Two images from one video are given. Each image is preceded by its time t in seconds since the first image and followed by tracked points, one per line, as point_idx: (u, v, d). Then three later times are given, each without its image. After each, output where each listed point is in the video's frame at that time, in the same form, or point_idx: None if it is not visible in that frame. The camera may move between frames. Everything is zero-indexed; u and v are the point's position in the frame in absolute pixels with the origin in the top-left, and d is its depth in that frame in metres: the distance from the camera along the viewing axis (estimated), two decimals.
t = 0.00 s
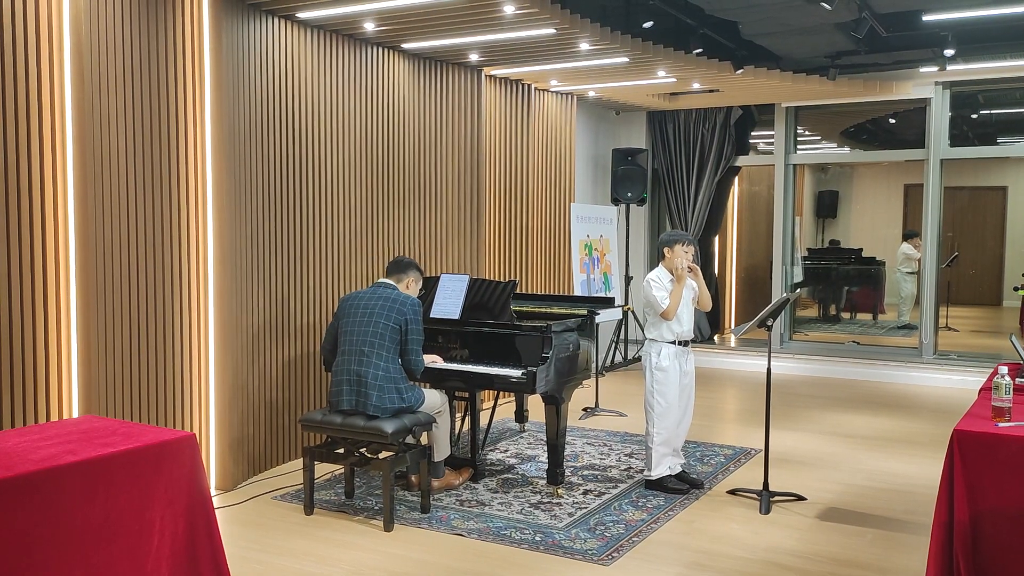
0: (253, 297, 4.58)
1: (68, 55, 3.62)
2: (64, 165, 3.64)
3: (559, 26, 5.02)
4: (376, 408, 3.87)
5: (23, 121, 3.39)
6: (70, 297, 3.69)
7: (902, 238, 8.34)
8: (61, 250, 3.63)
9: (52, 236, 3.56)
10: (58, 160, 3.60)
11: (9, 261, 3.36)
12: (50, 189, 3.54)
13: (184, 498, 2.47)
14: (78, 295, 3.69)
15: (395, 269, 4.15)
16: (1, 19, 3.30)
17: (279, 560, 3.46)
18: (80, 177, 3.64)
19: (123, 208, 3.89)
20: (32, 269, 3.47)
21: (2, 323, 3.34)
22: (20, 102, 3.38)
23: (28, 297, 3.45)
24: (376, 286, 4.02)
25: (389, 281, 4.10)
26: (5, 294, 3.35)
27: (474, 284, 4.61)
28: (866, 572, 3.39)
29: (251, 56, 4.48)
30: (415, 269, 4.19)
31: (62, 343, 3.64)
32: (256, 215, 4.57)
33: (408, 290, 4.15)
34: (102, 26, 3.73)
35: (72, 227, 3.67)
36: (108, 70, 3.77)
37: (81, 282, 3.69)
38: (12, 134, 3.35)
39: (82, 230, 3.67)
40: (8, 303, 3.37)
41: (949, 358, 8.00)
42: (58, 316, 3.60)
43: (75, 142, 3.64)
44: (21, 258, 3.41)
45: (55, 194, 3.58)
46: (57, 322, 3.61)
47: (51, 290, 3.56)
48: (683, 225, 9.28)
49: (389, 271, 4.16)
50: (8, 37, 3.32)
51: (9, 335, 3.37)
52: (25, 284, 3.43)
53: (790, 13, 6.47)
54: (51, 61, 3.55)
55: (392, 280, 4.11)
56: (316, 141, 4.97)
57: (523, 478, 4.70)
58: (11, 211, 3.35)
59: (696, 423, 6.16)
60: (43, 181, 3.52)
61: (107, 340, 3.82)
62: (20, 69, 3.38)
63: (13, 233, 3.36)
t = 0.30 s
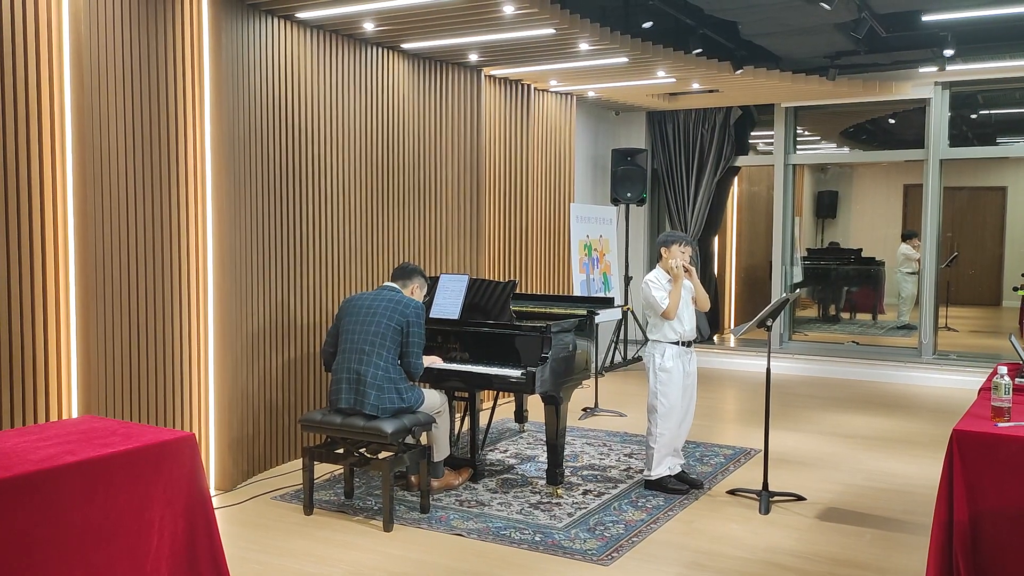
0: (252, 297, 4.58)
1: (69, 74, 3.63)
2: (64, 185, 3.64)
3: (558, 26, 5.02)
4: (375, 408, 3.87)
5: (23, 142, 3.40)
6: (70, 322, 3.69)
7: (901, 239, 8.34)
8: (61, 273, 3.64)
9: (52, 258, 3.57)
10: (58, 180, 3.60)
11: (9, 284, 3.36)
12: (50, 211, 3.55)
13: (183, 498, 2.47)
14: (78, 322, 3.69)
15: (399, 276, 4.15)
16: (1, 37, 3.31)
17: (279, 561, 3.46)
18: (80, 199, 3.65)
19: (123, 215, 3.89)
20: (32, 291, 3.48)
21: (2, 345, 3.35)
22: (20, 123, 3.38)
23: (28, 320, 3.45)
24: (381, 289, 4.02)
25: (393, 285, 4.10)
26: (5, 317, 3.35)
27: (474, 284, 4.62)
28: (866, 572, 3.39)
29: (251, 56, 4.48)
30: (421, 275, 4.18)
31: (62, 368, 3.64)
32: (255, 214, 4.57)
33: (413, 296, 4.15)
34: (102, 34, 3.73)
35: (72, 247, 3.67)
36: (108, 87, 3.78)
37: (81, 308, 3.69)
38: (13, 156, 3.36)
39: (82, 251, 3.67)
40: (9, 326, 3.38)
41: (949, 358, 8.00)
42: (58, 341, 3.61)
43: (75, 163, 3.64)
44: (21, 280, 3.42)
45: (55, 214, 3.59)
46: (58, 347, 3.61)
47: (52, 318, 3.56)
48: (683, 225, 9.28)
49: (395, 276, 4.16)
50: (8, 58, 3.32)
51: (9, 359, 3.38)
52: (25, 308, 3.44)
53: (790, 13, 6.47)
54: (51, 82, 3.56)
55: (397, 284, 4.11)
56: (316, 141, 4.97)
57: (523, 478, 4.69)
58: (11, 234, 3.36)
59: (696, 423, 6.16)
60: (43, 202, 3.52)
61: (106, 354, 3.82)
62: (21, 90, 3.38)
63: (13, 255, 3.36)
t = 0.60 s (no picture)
0: (253, 298, 4.58)
1: (69, 81, 3.63)
2: (64, 190, 3.65)
3: (558, 26, 5.02)
4: (376, 407, 3.87)
5: (23, 148, 3.40)
6: (69, 331, 3.69)
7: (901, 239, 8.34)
8: (61, 282, 3.64)
9: (52, 264, 3.57)
10: (58, 188, 3.60)
11: (8, 291, 3.36)
12: (50, 218, 3.55)
13: (183, 498, 2.47)
14: (78, 331, 3.69)
15: (398, 268, 4.11)
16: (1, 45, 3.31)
17: (279, 561, 3.46)
18: (80, 207, 3.65)
19: (123, 218, 3.89)
20: (32, 301, 3.48)
21: (2, 354, 3.35)
22: (20, 131, 3.39)
23: (28, 327, 3.45)
24: (380, 287, 4.02)
25: (393, 282, 4.08)
26: (5, 323, 3.36)
27: (474, 284, 4.61)
28: (865, 572, 3.39)
29: (250, 56, 4.48)
30: (420, 268, 4.15)
31: (62, 376, 3.64)
32: (255, 214, 4.57)
33: (411, 289, 4.13)
34: (101, 37, 3.72)
35: (72, 253, 3.68)
36: (107, 90, 3.77)
37: (81, 317, 3.69)
38: (13, 165, 3.36)
39: (82, 256, 3.68)
40: (8, 334, 3.38)
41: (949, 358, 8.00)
42: (58, 350, 3.61)
43: (75, 169, 3.64)
44: (20, 288, 3.42)
45: (55, 222, 3.59)
46: (58, 357, 3.62)
47: (51, 328, 3.56)
48: (682, 226, 9.28)
49: (394, 269, 4.12)
50: (8, 65, 3.33)
51: (9, 367, 3.38)
52: (26, 314, 3.44)
53: (790, 14, 6.47)
54: (51, 90, 3.56)
55: (397, 280, 4.10)
56: (316, 141, 4.97)
57: (522, 478, 4.69)
58: (11, 241, 3.36)
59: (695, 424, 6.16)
60: (44, 210, 3.52)
61: (106, 360, 3.82)
62: (20, 96, 3.38)
63: (13, 263, 3.36)
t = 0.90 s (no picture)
0: (253, 298, 4.58)
1: (68, 81, 3.63)
2: (64, 190, 3.65)
3: (558, 27, 5.02)
4: (376, 409, 3.87)
5: (23, 148, 3.40)
6: (69, 331, 3.69)
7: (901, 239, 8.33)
8: (61, 283, 3.64)
9: (52, 264, 3.57)
10: (58, 188, 3.61)
11: (9, 290, 3.36)
12: (50, 218, 3.55)
13: (183, 499, 2.47)
14: (78, 331, 3.69)
15: (395, 262, 4.04)
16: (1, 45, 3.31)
17: (278, 562, 3.45)
18: (80, 208, 3.65)
19: (123, 219, 3.89)
20: (32, 301, 3.48)
21: (2, 354, 3.35)
22: (20, 131, 3.38)
23: (28, 328, 3.45)
24: (375, 284, 3.99)
25: (387, 277, 4.04)
26: (5, 324, 3.35)
27: (474, 284, 4.61)
28: (865, 572, 3.39)
29: (251, 56, 4.49)
30: (415, 260, 4.10)
31: (63, 377, 3.64)
32: (256, 214, 4.57)
33: (405, 283, 4.09)
34: (101, 36, 3.72)
35: (72, 253, 3.68)
36: (107, 89, 3.77)
37: (81, 318, 3.69)
38: (13, 166, 3.36)
39: (82, 255, 3.67)
40: (8, 335, 3.38)
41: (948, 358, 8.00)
42: (58, 350, 3.61)
43: (75, 169, 3.64)
44: (20, 288, 3.42)
45: (55, 223, 3.59)
46: (58, 358, 3.62)
47: (51, 329, 3.56)
48: (682, 226, 9.28)
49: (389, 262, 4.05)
50: (8, 63, 3.33)
51: (8, 367, 3.38)
52: (26, 314, 3.44)
53: (790, 14, 6.46)
54: (51, 90, 3.56)
55: (391, 276, 4.05)
56: (317, 141, 4.97)
57: (522, 479, 4.69)
58: (11, 241, 3.36)
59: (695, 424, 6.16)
60: (43, 211, 3.52)
61: (105, 362, 3.82)
62: (20, 95, 3.38)
63: (13, 264, 3.36)
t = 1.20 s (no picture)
0: (253, 298, 4.58)
1: (68, 79, 3.63)
2: (65, 192, 3.65)
3: (558, 27, 5.02)
4: (377, 409, 3.88)
5: (23, 144, 3.40)
6: (69, 328, 3.69)
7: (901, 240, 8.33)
8: (61, 280, 3.64)
9: (53, 264, 3.57)
10: (58, 185, 3.60)
11: (9, 286, 3.36)
12: (50, 215, 3.55)
13: (183, 499, 2.47)
14: (78, 328, 3.69)
15: (385, 254, 4.02)
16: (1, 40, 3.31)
17: (278, 562, 3.45)
18: (80, 206, 3.65)
19: (123, 221, 3.89)
20: (32, 299, 3.48)
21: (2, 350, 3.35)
22: (20, 126, 3.39)
23: (28, 324, 3.46)
24: (371, 283, 3.98)
25: (381, 275, 4.02)
26: (6, 321, 3.36)
27: (474, 284, 4.60)
28: (865, 572, 3.39)
29: (251, 57, 4.49)
30: (407, 252, 4.06)
31: (63, 374, 3.64)
32: (256, 214, 4.57)
33: (399, 276, 4.06)
34: (101, 34, 3.72)
35: (72, 250, 3.67)
36: (107, 85, 3.77)
37: (81, 318, 3.69)
38: (13, 161, 3.36)
39: (82, 250, 3.68)
40: (9, 331, 3.38)
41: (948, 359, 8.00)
42: (58, 345, 3.61)
43: (76, 167, 3.64)
44: (21, 285, 3.42)
45: (55, 219, 3.59)
46: (58, 354, 3.62)
47: (51, 325, 3.56)
48: (683, 226, 9.28)
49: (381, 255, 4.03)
50: (8, 57, 3.32)
51: (9, 363, 3.38)
52: (26, 310, 3.44)
53: (790, 14, 6.46)
54: (51, 86, 3.56)
55: (385, 273, 4.03)
56: (317, 141, 4.97)
57: (522, 479, 4.70)
58: (11, 237, 3.36)
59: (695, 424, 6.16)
60: (43, 207, 3.53)
61: (106, 360, 3.82)
62: (20, 90, 3.38)
63: (13, 261, 3.36)
